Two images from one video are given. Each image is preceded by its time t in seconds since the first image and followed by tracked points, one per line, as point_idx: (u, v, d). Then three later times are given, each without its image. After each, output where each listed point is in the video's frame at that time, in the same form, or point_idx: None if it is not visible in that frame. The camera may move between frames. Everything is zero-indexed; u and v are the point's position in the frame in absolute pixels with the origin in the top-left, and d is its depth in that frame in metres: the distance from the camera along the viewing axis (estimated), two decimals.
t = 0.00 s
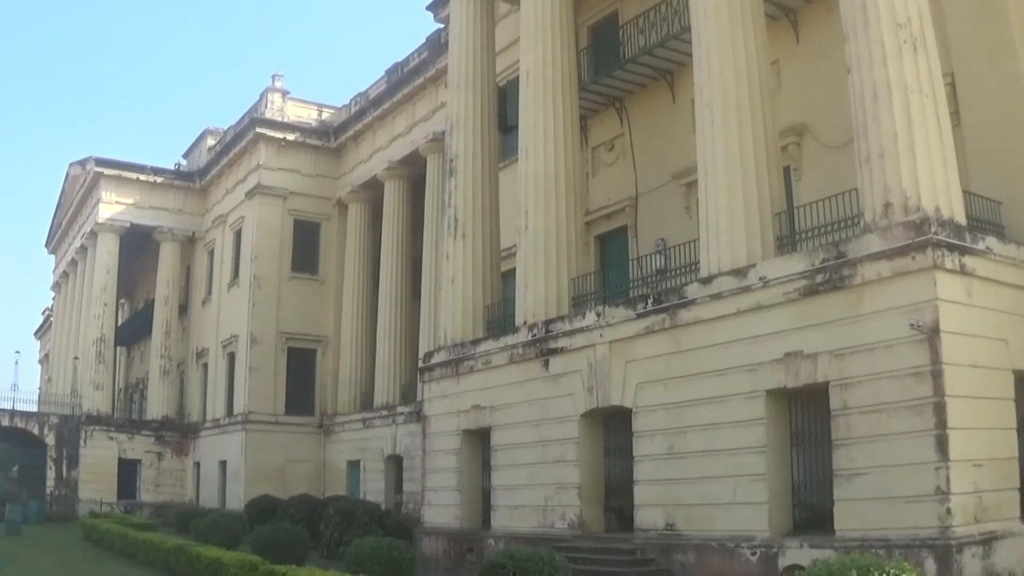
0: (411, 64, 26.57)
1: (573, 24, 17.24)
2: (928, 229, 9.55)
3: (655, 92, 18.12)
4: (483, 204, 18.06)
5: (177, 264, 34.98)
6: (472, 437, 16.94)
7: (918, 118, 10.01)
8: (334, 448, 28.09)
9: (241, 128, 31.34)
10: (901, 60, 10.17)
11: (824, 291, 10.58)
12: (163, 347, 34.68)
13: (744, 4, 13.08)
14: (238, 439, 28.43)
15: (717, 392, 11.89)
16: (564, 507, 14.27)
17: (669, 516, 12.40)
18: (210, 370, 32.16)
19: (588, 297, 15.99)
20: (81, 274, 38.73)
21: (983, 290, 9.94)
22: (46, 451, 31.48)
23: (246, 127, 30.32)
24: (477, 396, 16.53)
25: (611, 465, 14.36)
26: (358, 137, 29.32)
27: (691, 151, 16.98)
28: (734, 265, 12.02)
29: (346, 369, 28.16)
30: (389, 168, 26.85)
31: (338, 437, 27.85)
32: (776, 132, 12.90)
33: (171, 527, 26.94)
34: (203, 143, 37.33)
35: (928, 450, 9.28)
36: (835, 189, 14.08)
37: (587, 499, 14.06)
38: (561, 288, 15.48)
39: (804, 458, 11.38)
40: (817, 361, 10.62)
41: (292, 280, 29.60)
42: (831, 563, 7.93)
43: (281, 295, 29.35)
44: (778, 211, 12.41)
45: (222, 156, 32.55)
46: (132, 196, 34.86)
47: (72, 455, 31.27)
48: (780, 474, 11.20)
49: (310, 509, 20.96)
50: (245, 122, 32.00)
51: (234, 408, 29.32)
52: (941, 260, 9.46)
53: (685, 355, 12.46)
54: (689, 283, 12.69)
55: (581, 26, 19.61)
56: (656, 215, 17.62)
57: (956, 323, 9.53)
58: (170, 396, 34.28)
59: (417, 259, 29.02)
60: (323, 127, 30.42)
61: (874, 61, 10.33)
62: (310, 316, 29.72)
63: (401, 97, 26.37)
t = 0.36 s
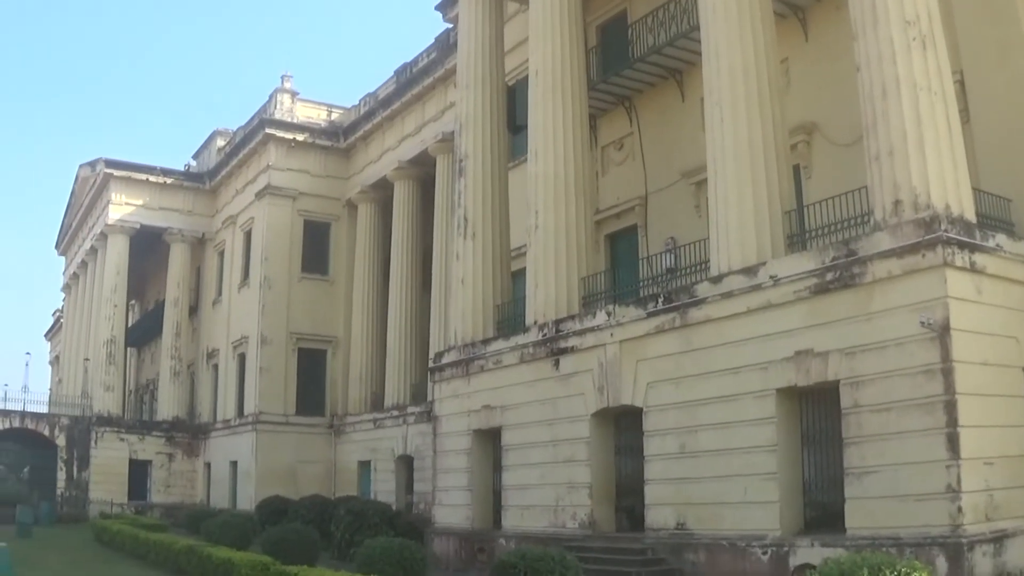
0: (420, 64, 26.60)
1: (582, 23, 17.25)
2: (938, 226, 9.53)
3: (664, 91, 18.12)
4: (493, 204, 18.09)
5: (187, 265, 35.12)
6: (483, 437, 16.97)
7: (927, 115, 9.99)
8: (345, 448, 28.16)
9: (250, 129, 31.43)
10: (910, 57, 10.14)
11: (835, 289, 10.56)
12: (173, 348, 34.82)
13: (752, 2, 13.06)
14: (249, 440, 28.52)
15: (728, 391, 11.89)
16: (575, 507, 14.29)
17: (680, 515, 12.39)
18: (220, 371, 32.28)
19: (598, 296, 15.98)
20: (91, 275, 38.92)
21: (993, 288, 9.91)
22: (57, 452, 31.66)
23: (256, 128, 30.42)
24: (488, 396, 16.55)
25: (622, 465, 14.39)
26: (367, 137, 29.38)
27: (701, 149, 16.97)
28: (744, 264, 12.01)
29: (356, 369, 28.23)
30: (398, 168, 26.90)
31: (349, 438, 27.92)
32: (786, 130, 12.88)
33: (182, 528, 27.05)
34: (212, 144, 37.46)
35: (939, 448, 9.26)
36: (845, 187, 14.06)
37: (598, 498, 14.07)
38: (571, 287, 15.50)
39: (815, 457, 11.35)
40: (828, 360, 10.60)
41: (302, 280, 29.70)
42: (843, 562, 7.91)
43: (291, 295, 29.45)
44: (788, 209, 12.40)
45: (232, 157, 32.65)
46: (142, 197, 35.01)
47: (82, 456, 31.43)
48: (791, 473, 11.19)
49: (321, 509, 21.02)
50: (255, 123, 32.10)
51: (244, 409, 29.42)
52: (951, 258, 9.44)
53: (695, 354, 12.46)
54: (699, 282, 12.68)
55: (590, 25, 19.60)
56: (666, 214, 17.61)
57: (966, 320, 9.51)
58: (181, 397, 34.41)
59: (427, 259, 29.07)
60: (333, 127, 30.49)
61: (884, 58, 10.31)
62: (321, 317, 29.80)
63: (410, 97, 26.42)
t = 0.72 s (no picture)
0: (431, 68, 26.68)
1: (592, 29, 17.28)
2: (948, 232, 9.52)
3: (674, 97, 18.14)
4: (503, 209, 18.13)
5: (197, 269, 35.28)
6: (491, 442, 16.99)
7: (937, 122, 9.98)
8: (354, 452, 28.23)
9: (261, 133, 31.58)
10: (920, 63, 10.14)
11: (844, 295, 10.55)
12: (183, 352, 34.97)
13: (763, 8, 13.08)
14: (258, 444, 28.61)
15: (737, 397, 11.88)
16: (583, 512, 14.30)
17: (689, 521, 12.38)
18: (230, 375, 32.38)
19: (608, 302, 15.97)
20: (101, 279, 39.13)
21: (1003, 294, 9.89)
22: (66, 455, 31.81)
23: (266, 133, 30.55)
24: (497, 401, 16.57)
25: (631, 471, 14.35)
26: (378, 142, 29.47)
27: (711, 154, 16.97)
28: (754, 270, 12.01)
29: (366, 373, 28.28)
30: (409, 173, 26.98)
31: (359, 442, 27.98)
32: (796, 136, 12.89)
33: (190, 531, 27.12)
34: (223, 148, 37.66)
35: (948, 455, 9.24)
36: (855, 193, 14.05)
37: (606, 504, 14.07)
38: (580, 292, 15.52)
39: (824, 463, 11.32)
40: (837, 366, 10.59)
41: (312, 285, 29.80)
42: (852, 569, 7.89)
43: (301, 299, 29.56)
44: (798, 215, 12.39)
45: (243, 161, 32.80)
46: (153, 201, 35.19)
47: (92, 459, 31.58)
48: (800, 479, 11.17)
49: (329, 514, 21.06)
50: (266, 127, 32.25)
51: (254, 413, 29.52)
52: (961, 264, 9.43)
53: (704, 359, 12.46)
54: (708, 288, 12.69)
55: (600, 30, 19.63)
56: (676, 219, 17.62)
57: (976, 327, 9.49)
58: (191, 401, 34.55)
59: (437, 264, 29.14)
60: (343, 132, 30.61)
61: (894, 64, 10.31)
62: (330, 321, 29.89)
63: (421, 102, 26.49)
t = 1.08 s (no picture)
0: (433, 69, 26.70)
1: (594, 29, 17.29)
2: (950, 233, 9.53)
3: (676, 97, 18.14)
4: (504, 209, 18.14)
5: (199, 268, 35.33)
6: (492, 442, 17.00)
7: (939, 123, 9.99)
8: (355, 452, 28.25)
9: (263, 133, 31.60)
10: (921, 64, 10.14)
11: (845, 296, 10.56)
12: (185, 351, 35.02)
13: (765, 8, 13.09)
14: (259, 444, 28.64)
15: (738, 397, 11.89)
16: (584, 512, 14.30)
17: (690, 522, 12.39)
18: (231, 375, 32.41)
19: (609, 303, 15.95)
20: (102, 279, 39.17)
21: (1004, 295, 9.89)
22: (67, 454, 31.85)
23: (267, 132, 30.58)
24: (498, 401, 16.57)
25: (632, 471, 14.35)
26: (379, 142, 29.49)
27: (713, 155, 16.97)
28: (755, 270, 12.02)
29: (367, 373, 28.30)
30: (410, 173, 27.00)
31: (360, 442, 28.00)
32: (797, 137, 12.90)
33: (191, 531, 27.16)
34: (224, 148, 37.71)
35: (949, 456, 9.24)
36: (857, 194, 14.05)
37: (607, 504, 14.08)
38: (582, 293, 15.52)
39: (825, 464, 11.31)
40: (838, 366, 10.59)
41: (313, 284, 29.81)
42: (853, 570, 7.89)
43: (302, 299, 29.57)
44: (800, 215, 12.40)
45: (244, 160, 32.82)
46: (154, 200, 35.24)
47: (93, 459, 31.60)
48: (801, 480, 11.18)
49: (330, 514, 21.08)
50: (267, 127, 32.27)
51: (255, 413, 29.56)
52: (962, 264, 9.43)
53: (706, 359, 12.46)
54: (710, 288, 12.69)
55: (602, 30, 19.63)
56: (678, 219, 17.62)
57: (977, 328, 9.50)
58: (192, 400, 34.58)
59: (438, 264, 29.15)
60: (344, 132, 30.63)
61: (896, 65, 10.31)
62: (331, 321, 29.91)
63: (422, 102, 26.51)
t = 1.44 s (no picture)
0: (432, 67, 26.68)
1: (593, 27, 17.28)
2: (950, 229, 9.53)
3: (676, 94, 18.13)
4: (504, 207, 18.14)
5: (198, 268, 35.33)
6: (493, 441, 17.00)
7: (939, 119, 9.98)
8: (356, 451, 28.27)
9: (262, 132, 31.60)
10: (921, 61, 10.14)
11: (846, 293, 10.55)
12: (185, 351, 35.03)
13: (764, 5, 13.08)
14: (260, 444, 28.65)
15: (739, 394, 11.89)
16: (586, 510, 14.30)
17: (691, 519, 12.39)
18: (232, 374, 32.43)
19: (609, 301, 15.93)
20: (102, 279, 39.18)
21: (1004, 291, 9.89)
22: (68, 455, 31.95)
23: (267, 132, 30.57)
24: (500, 399, 16.57)
25: (634, 468, 14.38)
26: (379, 141, 29.49)
27: (713, 152, 16.96)
28: (755, 267, 12.01)
29: (368, 372, 28.30)
30: (410, 172, 27.00)
31: (361, 441, 28.01)
32: (797, 133, 12.89)
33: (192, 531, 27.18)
34: (224, 148, 37.70)
35: (950, 452, 9.24)
36: (856, 191, 14.05)
37: (609, 502, 14.09)
38: (582, 291, 15.52)
39: (825, 460, 11.31)
40: (839, 363, 10.59)
41: (313, 284, 29.82)
42: (855, 567, 7.91)
43: (302, 299, 29.57)
44: (800, 212, 12.40)
45: (244, 160, 32.81)
46: (154, 200, 35.22)
47: (94, 459, 31.70)
48: (801, 477, 11.18)
49: (332, 513, 21.10)
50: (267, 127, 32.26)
51: (256, 412, 29.58)
52: (962, 261, 9.44)
53: (707, 357, 12.46)
54: (710, 286, 12.69)
55: (601, 28, 19.62)
56: (678, 217, 17.62)
57: (977, 324, 9.50)
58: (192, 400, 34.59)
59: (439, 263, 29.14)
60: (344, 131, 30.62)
61: (895, 61, 10.30)
62: (332, 320, 29.90)
63: (422, 100, 26.51)
